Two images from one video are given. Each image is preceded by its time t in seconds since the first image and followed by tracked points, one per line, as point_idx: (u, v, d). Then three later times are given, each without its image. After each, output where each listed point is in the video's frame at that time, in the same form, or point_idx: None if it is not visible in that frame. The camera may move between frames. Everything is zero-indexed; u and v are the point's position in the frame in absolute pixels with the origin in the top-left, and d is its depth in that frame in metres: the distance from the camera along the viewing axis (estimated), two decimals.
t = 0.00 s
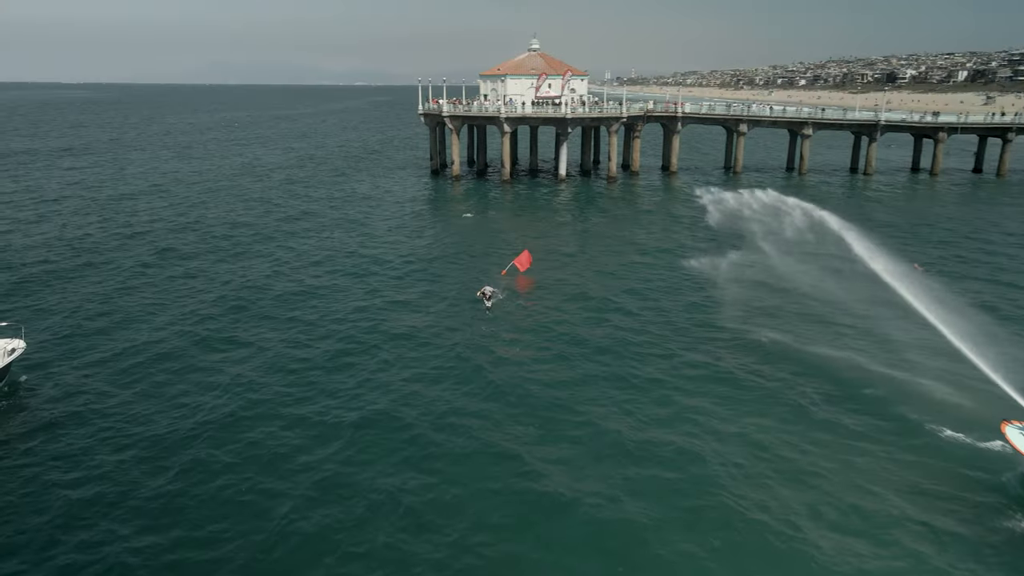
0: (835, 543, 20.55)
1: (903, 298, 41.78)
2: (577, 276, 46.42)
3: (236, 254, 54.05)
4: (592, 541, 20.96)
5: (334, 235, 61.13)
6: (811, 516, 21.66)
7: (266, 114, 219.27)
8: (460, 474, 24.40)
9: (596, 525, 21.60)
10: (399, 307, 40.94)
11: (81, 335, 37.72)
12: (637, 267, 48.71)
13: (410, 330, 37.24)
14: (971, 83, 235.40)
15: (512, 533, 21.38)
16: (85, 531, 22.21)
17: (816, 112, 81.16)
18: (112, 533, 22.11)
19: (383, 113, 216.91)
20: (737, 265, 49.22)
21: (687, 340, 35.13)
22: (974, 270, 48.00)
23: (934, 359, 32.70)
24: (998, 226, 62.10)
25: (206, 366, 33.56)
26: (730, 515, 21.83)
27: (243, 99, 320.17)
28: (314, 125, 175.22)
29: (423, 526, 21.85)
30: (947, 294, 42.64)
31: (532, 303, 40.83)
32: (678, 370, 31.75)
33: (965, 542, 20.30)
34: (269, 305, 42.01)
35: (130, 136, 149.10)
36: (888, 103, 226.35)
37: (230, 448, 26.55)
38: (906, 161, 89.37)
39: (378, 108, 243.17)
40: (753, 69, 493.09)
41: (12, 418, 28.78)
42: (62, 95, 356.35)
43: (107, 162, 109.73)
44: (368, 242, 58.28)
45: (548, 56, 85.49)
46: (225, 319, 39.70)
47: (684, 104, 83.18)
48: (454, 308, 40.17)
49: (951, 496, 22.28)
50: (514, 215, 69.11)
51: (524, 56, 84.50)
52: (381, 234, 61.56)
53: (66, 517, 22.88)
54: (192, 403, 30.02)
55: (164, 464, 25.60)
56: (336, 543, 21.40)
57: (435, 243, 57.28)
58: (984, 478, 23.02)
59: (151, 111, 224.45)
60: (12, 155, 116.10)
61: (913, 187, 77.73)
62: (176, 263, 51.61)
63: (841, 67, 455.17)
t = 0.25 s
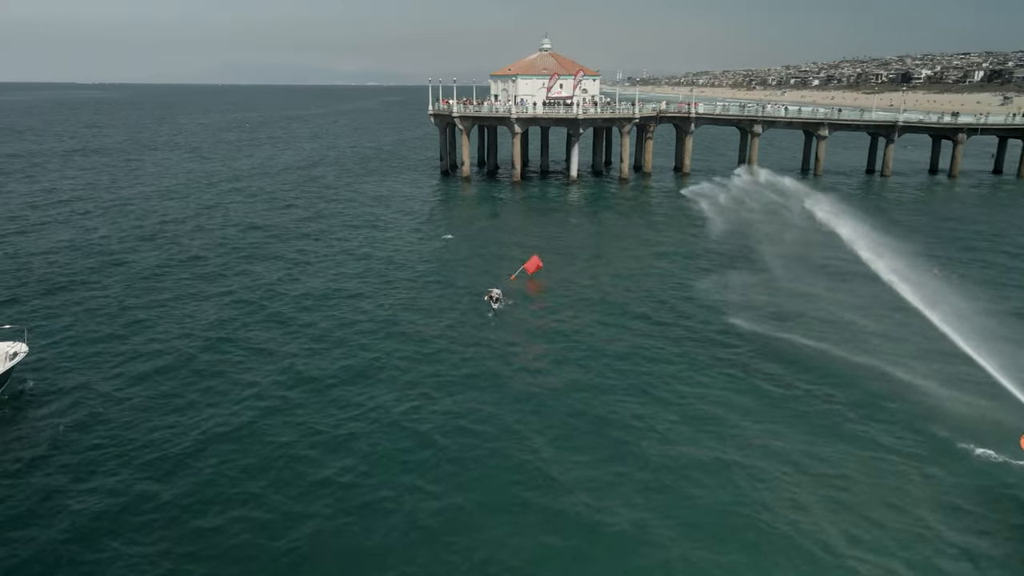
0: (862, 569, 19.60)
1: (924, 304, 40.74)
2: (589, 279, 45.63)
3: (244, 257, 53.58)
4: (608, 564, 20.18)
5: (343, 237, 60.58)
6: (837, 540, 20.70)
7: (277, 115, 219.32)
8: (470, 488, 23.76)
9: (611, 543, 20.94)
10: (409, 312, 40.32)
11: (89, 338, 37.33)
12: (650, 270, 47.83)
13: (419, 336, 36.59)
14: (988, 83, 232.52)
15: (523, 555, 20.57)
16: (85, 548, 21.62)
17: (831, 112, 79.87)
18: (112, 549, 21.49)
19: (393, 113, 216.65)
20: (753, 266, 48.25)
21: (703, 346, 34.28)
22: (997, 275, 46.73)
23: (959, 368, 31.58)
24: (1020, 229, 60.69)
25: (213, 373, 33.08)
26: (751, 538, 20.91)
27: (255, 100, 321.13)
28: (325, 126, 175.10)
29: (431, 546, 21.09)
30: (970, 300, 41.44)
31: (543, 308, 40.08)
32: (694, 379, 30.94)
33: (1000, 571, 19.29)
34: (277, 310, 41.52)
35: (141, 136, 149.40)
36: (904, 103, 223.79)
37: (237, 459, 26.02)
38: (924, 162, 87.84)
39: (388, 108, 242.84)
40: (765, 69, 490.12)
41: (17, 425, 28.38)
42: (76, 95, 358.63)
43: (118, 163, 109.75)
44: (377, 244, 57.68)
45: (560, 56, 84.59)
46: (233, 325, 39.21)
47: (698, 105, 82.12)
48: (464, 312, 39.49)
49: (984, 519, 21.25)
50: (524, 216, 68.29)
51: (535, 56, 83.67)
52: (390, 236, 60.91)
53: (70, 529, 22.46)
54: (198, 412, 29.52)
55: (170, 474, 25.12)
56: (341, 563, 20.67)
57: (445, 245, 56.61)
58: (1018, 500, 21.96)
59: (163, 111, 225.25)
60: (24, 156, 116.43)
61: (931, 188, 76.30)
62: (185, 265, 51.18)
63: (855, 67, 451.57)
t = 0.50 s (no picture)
0: None
1: (943, 310, 39.61)
2: (597, 281, 44.71)
3: (247, 258, 52.89)
4: None
5: (347, 238, 59.83)
6: (858, 564, 19.79)
7: (282, 116, 219.01)
8: (476, 500, 23.07)
9: (622, 566, 20.05)
10: (413, 314, 39.52)
11: (89, 339, 36.71)
12: (659, 271, 46.86)
13: (424, 339, 35.78)
14: (998, 83, 230.42)
15: None
16: (76, 565, 20.90)
17: (843, 113, 78.71)
18: (104, 567, 20.77)
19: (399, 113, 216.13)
20: (764, 269, 47.27)
21: (715, 352, 33.42)
22: (1015, 280, 45.56)
23: (981, 378, 30.51)
24: None
25: (214, 375, 32.39)
26: (768, 561, 20.02)
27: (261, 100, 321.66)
28: (331, 126, 174.65)
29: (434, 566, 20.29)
30: (989, 307, 40.32)
31: (550, 311, 39.21)
32: (707, 386, 30.09)
33: None
34: (279, 309, 40.77)
35: (147, 137, 149.23)
36: (913, 104, 221.90)
37: (237, 467, 25.39)
38: (936, 164, 86.53)
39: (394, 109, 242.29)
40: (773, 69, 487.93)
41: (13, 430, 27.77)
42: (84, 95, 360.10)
43: (122, 164, 109.30)
44: (381, 246, 56.88)
45: (567, 56, 83.69)
46: (235, 324, 38.51)
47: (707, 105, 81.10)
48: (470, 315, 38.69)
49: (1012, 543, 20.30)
50: (531, 218, 67.41)
51: (542, 56, 82.80)
52: (395, 238, 60.14)
53: (63, 544, 21.74)
54: (198, 416, 28.85)
55: (168, 483, 24.50)
56: None
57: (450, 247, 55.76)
58: None
59: (170, 112, 225.28)
60: (30, 156, 116.27)
61: (944, 190, 75.04)
62: (187, 266, 50.51)
63: (864, 67, 449.09)
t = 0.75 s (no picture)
0: None
1: (959, 318, 38.47)
2: (605, 285, 43.82)
3: (249, 261, 52.18)
4: None
5: (351, 240, 59.08)
6: None
7: (289, 116, 218.70)
8: (481, 517, 22.36)
9: None
10: (417, 319, 38.76)
11: (88, 345, 36.10)
12: (668, 275, 45.95)
13: (428, 346, 35.02)
14: (1010, 83, 228.29)
15: None
16: None
17: (853, 114, 77.51)
18: None
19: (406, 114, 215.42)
20: (775, 273, 46.34)
21: (726, 360, 32.58)
22: None
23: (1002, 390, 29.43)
24: None
25: (214, 383, 31.72)
26: None
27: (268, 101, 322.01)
28: (337, 127, 174.17)
29: None
30: (1007, 315, 39.19)
31: (557, 317, 38.37)
32: (718, 396, 29.26)
33: None
34: (281, 314, 40.06)
35: (153, 138, 148.96)
36: (923, 104, 219.97)
37: (236, 480, 24.73)
38: (949, 165, 85.14)
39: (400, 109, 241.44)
40: (781, 69, 485.91)
41: (8, 440, 27.16)
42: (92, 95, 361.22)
43: (126, 165, 108.82)
44: (385, 249, 56.11)
45: (573, 56, 82.75)
46: (236, 329, 37.84)
47: (715, 106, 80.08)
48: (475, 321, 37.89)
49: None
50: (537, 220, 66.47)
51: (548, 56, 81.89)
52: (399, 240, 59.29)
53: (50, 563, 21.04)
54: (198, 426, 28.19)
55: (165, 496, 23.85)
56: None
57: (455, 250, 54.91)
58: None
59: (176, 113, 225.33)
60: (35, 157, 116.08)
61: (957, 192, 73.74)
62: (188, 269, 49.82)
63: (872, 67, 446.53)
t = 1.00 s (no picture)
0: None
1: (976, 326, 37.45)
2: (612, 290, 42.96)
3: (250, 264, 51.46)
4: None
5: (354, 243, 58.32)
6: None
7: (294, 117, 218.35)
8: (486, 535, 21.60)
9: None
10: (420, 325, 37.98)
11: (86, 351, 35.43)
12: (676, 279, 45.05)
13: (431, 353, 34.23)
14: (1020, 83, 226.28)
15: None
16: None
17: (864, 115, 76.41)
18: None
19: (411, 114, 214.72)
20: (785, 278, 45.40)
21: (738, 369, 31.69)
22: None
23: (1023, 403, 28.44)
24: None
25: (213, 391, 31.01)
26: None
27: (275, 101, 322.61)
28: (341, 128, 173.59)
29: None
30: None
31: (563, 323, 37.53)
32: (729, 406, 28.41)
33: None
34: (282, 320, 39.33)
35: (158, 139, 148.57)
36: (932, 104, 218.23)
37: (234, 494, 24.02)
38: (961, 167, 83.90)
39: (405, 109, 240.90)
40: (787, 70, 483.84)
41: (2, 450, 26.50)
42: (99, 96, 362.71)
43: (130, 166, 108.33)
44: (388, 252, 55.34)
45: (580, 57, 81.86)
46: (236, 335, 37.11)
47: (723, 107, 79.11)
48: (479, 327, 37.07)
49: None
50: (542, 223, 65.61)
51: (554, 56, 81.04)
52: (403, 243, 58.53)
53: None
54: (196, 436, 27.50)
55: (160, 511, 23.16)
56: None
57: (459, 253, 54.10)
58: None
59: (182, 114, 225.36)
60: (39, 158, 115.60)
61: (969, 194, 72.57)
62: (189, 273, 49.12)
63: (880, 67, 444.09)
